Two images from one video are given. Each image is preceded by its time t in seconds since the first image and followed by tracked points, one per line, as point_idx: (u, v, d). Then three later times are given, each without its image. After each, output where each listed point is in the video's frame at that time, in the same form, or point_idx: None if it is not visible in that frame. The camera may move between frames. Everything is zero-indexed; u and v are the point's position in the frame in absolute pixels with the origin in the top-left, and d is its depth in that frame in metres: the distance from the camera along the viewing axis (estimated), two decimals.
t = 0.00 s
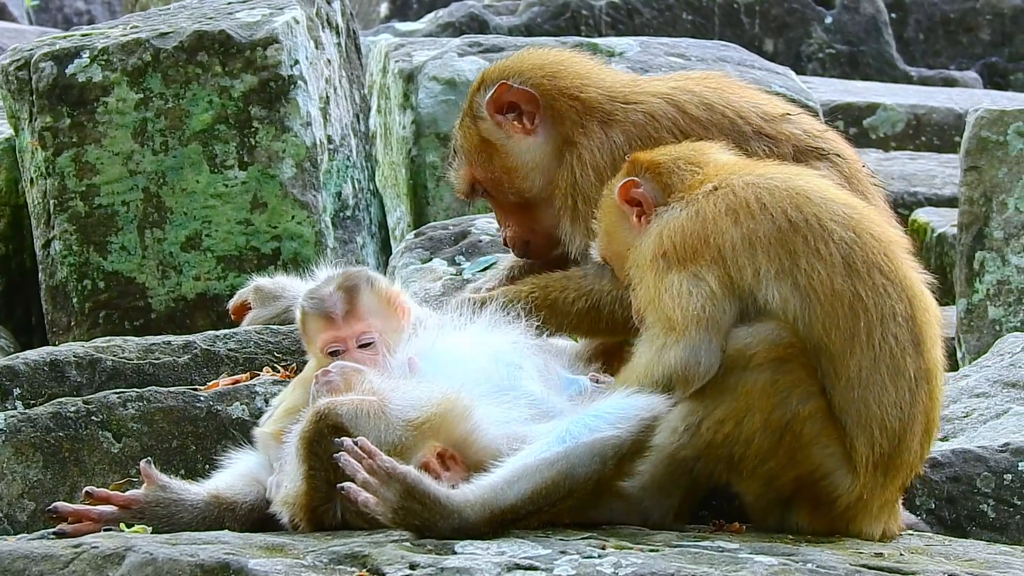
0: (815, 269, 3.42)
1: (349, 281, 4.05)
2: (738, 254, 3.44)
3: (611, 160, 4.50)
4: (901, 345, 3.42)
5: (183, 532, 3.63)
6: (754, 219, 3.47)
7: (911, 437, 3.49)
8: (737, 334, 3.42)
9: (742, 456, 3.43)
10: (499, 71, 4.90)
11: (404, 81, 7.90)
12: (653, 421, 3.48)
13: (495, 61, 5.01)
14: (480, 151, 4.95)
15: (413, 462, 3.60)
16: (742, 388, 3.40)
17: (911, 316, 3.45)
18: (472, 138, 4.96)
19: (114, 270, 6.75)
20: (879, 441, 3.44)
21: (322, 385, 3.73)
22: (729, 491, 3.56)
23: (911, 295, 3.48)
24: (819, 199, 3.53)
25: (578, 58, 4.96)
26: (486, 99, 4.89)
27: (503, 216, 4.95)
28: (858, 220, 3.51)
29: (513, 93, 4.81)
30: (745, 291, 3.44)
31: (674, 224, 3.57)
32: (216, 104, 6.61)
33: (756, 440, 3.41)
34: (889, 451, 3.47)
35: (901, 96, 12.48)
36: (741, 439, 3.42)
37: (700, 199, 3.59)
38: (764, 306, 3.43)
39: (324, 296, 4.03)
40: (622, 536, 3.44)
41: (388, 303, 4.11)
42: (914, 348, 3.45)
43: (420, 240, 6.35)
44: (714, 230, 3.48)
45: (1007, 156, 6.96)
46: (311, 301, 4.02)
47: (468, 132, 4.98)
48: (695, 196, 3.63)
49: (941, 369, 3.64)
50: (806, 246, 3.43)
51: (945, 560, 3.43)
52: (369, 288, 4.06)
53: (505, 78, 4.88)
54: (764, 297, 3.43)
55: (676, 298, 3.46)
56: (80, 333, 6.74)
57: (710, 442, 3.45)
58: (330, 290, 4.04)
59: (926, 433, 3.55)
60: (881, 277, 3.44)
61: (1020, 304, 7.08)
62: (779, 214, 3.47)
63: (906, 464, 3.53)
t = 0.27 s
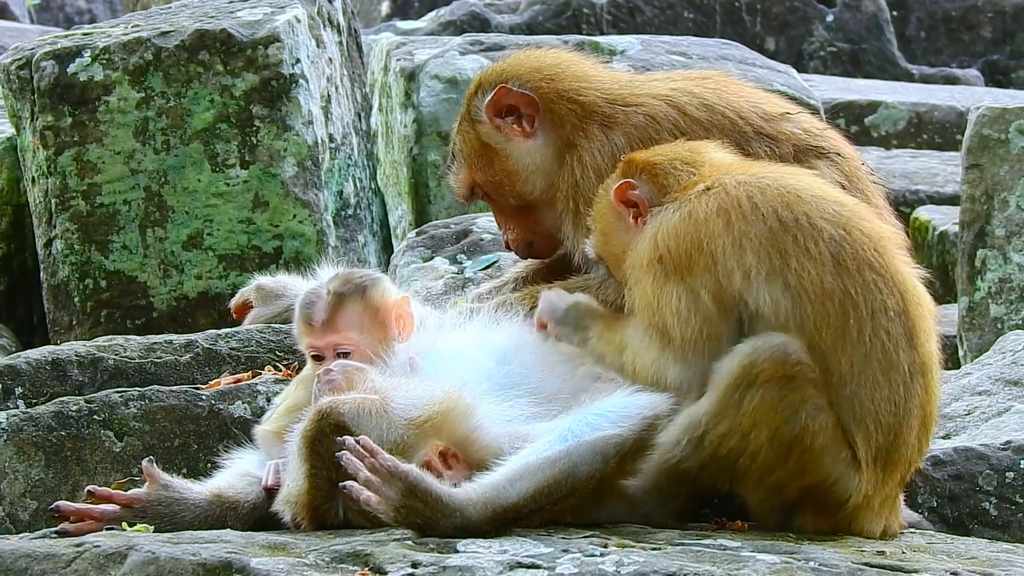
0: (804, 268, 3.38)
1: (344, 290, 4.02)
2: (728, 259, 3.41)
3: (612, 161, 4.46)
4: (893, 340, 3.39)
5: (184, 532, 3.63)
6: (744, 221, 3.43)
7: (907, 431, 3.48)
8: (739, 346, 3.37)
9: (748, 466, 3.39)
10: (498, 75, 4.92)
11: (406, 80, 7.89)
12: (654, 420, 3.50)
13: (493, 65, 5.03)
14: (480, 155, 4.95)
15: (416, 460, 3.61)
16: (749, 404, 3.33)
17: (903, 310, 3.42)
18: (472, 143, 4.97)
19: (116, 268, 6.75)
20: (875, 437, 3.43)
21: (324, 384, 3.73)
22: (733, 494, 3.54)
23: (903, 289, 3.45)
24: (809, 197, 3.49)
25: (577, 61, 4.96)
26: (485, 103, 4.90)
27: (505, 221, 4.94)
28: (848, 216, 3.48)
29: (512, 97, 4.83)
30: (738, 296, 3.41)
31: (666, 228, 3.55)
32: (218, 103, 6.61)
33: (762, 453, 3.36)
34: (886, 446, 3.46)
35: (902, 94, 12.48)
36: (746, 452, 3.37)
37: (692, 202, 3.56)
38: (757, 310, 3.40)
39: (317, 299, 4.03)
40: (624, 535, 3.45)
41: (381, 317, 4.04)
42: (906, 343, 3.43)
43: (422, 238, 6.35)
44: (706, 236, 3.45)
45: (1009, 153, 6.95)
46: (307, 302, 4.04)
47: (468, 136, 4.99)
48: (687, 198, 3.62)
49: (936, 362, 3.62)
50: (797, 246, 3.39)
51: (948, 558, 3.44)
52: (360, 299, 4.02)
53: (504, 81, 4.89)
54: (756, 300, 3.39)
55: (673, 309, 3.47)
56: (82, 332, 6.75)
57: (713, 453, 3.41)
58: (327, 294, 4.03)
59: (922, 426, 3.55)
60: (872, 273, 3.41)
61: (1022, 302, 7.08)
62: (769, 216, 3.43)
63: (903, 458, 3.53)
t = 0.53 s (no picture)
0: (801, 269, 3.38)
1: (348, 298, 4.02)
2: (726, 262, 3.42)
3: (613, 163, 4.47)
4: (890, 341, 3.38)
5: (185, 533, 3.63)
6: (742, 223, 3.44)
7: (907, 433, 3.47)
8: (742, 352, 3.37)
9: (750, 471, 3.39)
10: (498, 77, 4.90)
11: (407, 81, 7.89)
12: (655, 422, 3.51)
13: (493, 68, 5.02)
14: (482, 157, 4.94)
15: (416, 461, 3.60)
16: (750, 412, 3.31)
17: (901, 310, 3.41)
18: (473, 146, 4.96)
19: (117, 269, 6.75)
20: (875, 439, 3.42)
21: (325, 385, 3.74)
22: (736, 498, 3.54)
23: (901, 290, 3.44)
24: (806, 198, 3.49)
25: (577, 62, 4.94)
26: (486, 105, 4.88)
27: (508, 223, 4.93)
28: (845, 217, 3.47)
29: (512, 99, 4.82)
30: (736, 299, 3.42)
31: (664, 232, 3.56)
32: (220, 104, 6.61)
33: (765, 459, 3.35)
34: (886, 447, 3.45)
35: (903, 95, 12.48)
36: (749, 458, 3.36)
37: (690, 204, 3.57)
38: (755, 313, 3.40)
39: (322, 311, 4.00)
40: (625, 536, 3.45)
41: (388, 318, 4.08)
42: (905, 344, 3.41)
43: (424, 239, 6.35)
44: (704, 240, 3.46)
45: (1010, 155, 6.93)
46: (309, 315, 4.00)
47: (469, 139, 4.98)
48: (686, 197, 3.63)
49: (937, 363, 3.61)
50: (794, 248, 3.39)
51: (949, 560, 3.43)
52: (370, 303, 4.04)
53: (504, 84, 4.88)
54: (752, 302, 3.39)
55: (670, 325, 3.53)
56: (84, 333, 6.75)
57: (715, 459, 3.41)
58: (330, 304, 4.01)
59: (923, 427, 3.54)
60: (869, 274, 3.40)
61: None
62: (766, 217, 3.44)
63: (904, 460, 3.52)
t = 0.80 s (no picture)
0: (806, 269, 3.38)
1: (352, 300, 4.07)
2: (732, 260, 3.41)
3: (617, 167, 4.48)
4: (894, 343, 3.38)
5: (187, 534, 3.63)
6: (747, 223, 3.44)
7: (910, 435, 3.46)
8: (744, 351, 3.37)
9: (750, 472, 3.39)
10: (501, 80, 4.91)
11: (409, 83, 7.89)
12: (657, 425, 3.52)
13: (495, 69, 5.02)
14: (485, 160, 4.95)
15: (419, 463, 3.61)
16: (750, 412, 3.33)
17: (905, 312, 3.41)
18: (476, 148, 4.97)
19: (119, 271, 6.74)
20: (877, 440, 3.41)
21: (326, 387, 3.73)
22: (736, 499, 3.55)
23: (905, 293, 3.44)
24: (812, 199, 3.49)
25: (580, 63, 4.95)
26: (489, 108, 4.89)
27: (510, 224, 4.94)
28: (851, 219, 3.47)
29: (516, 102, 4.82)
30: (741, 297, 3.41)
31: (670, 232, 3.56)
32: (222, 106, 6.61)
33: (765, 460, 3.36)
34: (888, 449, 3.45)
35: (905, 98, 12.47)
36: (750, 458, 3.37)
37: (697, 205, 3.57)
38: (760, 312, 3.39)
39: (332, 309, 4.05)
40: (627, 538, 3.45)
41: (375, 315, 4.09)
42: (908, 347, 3.41)
43: (425, 241, 6.35)
44: (709, 237, 3.45)
45: (1012, 158, 6.91)
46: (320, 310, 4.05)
47: (472, 141, 4.99)
48: (692, 199, 3.63)
49: (940, 367, 3.61)
50: (799, 247, 3.39)
51: (950, 562, 3.43)
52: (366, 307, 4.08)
53: (507, 87, 4.88)
54: (759, 300, 3.39)
55: (684, 326, 3.49)
56: (85, 334, 6.75)
57: (716, 460, 3.41)
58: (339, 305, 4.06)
59: (925, 430, 3.53)
60: (873, 275, 3.40)
61: None
62: (772, 217, 3.44)
63: (905, 462, 3.51)
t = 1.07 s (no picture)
0: (811, 270, 3.38)
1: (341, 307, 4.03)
2: (737, 260, 3.42)
3: (620, 169, 4.49)
4: (898, 344, 3.38)
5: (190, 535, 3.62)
6: (753, 223, 3.44)
7: (913, 437, 3.46)
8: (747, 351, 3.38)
9: (752, 472, 3.39)
10: (504, 84, 4.89)
11: (411, 84, 7.90)
12: (659, 426, 3.54)
13: (497, 72, 5.01)
14: (488, 163, 4.96)
15: (421, 464, 3.61)
16: (752, 412, 3.33)
17: (910, 314, 3.41)
18: (479, 152, 4.97)
19: (121, 272, 6.73)
20: (880, 441, 3.41)
21: (329, 388, 3.73)
22: (737, 499, 3.55)
23: (910, 294, 3.43)
24: (817, 200, 3.50)
25: (583, 66, 4.93)
26: (493, 113, 4.89)
27: (512, 226, 4.96)
28: (856, 220, 3.47)
29: (520, 107, 4.81)
30: (748, 297, 3.41)
31: (676, 233, 3.56)
32: (224, 106, 6.61)
33: (767, 460, 3.36)
34: (891, 450, 3.44)
35: (907, 98, 12.47)
36: (751, 458, 3.37)
37: (701, 206, 3.58)
38: (764, 312, 3.40)
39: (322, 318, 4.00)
40: (629, 539, 3.44)
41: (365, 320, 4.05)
42: (912, 348, 3.40)
43: (427, 242, 6.34)
44: (714, 238, 3.46)
45: (1014, 159, 6.92)
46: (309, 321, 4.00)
47: (474, 145, 4.99)
48: (696, 201, 3.64)
49: (944, 370, 3.61)
50: (804, 247, 3.39)
51: (952, 563, 3.44)
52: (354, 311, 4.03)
53: (511, 91, 4.88)
54: (765, 299, 3.39)
55: (698, 326, 3.48)
56: (87, 335, 6.75)
57: (717, 460, 3.42)
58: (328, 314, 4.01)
59: (929, 432, 3.53)
60: (878, 276, 3.40)
61: None
62: (778, 217, 3.44)
63: (907, 464, 3.51)
